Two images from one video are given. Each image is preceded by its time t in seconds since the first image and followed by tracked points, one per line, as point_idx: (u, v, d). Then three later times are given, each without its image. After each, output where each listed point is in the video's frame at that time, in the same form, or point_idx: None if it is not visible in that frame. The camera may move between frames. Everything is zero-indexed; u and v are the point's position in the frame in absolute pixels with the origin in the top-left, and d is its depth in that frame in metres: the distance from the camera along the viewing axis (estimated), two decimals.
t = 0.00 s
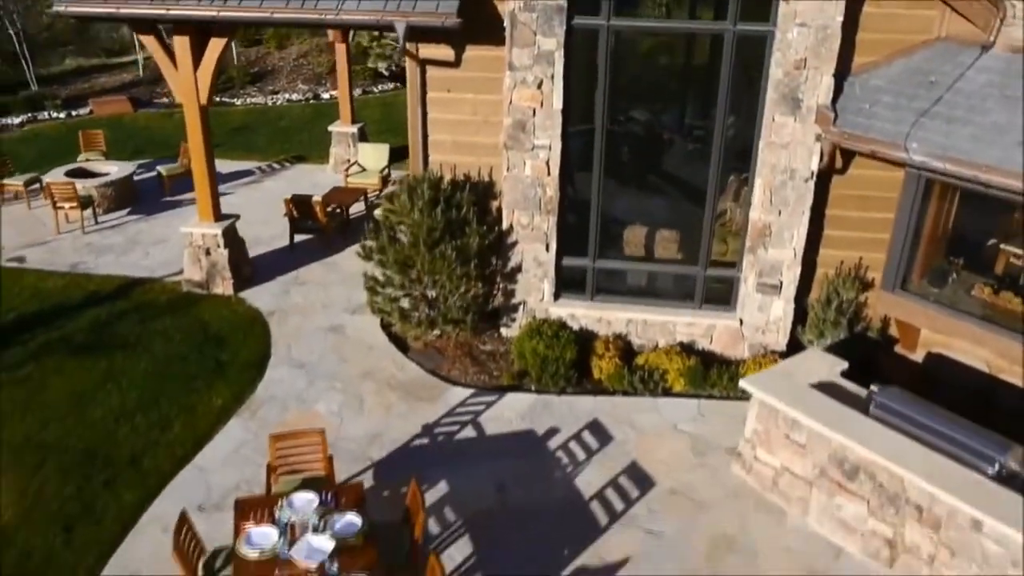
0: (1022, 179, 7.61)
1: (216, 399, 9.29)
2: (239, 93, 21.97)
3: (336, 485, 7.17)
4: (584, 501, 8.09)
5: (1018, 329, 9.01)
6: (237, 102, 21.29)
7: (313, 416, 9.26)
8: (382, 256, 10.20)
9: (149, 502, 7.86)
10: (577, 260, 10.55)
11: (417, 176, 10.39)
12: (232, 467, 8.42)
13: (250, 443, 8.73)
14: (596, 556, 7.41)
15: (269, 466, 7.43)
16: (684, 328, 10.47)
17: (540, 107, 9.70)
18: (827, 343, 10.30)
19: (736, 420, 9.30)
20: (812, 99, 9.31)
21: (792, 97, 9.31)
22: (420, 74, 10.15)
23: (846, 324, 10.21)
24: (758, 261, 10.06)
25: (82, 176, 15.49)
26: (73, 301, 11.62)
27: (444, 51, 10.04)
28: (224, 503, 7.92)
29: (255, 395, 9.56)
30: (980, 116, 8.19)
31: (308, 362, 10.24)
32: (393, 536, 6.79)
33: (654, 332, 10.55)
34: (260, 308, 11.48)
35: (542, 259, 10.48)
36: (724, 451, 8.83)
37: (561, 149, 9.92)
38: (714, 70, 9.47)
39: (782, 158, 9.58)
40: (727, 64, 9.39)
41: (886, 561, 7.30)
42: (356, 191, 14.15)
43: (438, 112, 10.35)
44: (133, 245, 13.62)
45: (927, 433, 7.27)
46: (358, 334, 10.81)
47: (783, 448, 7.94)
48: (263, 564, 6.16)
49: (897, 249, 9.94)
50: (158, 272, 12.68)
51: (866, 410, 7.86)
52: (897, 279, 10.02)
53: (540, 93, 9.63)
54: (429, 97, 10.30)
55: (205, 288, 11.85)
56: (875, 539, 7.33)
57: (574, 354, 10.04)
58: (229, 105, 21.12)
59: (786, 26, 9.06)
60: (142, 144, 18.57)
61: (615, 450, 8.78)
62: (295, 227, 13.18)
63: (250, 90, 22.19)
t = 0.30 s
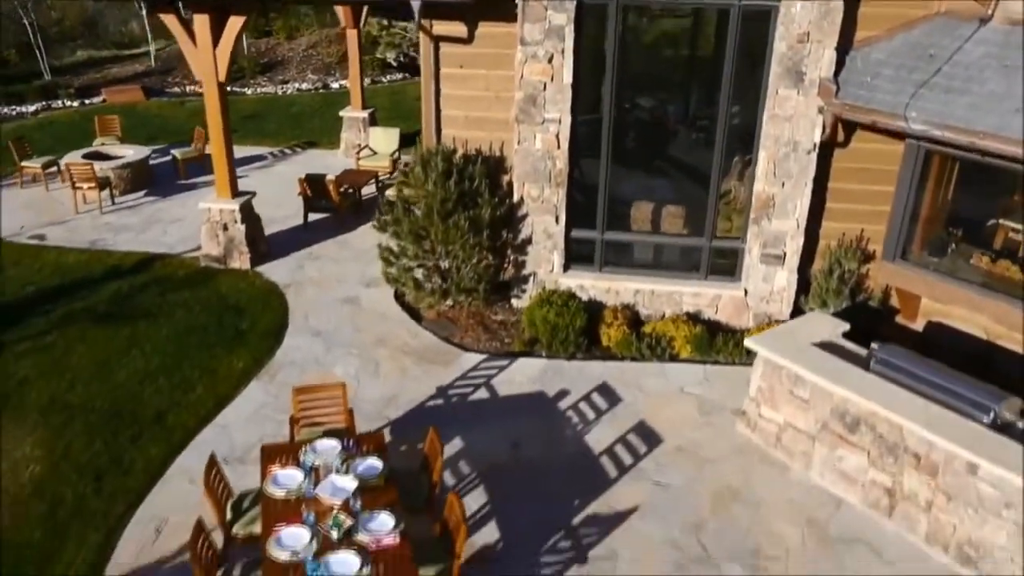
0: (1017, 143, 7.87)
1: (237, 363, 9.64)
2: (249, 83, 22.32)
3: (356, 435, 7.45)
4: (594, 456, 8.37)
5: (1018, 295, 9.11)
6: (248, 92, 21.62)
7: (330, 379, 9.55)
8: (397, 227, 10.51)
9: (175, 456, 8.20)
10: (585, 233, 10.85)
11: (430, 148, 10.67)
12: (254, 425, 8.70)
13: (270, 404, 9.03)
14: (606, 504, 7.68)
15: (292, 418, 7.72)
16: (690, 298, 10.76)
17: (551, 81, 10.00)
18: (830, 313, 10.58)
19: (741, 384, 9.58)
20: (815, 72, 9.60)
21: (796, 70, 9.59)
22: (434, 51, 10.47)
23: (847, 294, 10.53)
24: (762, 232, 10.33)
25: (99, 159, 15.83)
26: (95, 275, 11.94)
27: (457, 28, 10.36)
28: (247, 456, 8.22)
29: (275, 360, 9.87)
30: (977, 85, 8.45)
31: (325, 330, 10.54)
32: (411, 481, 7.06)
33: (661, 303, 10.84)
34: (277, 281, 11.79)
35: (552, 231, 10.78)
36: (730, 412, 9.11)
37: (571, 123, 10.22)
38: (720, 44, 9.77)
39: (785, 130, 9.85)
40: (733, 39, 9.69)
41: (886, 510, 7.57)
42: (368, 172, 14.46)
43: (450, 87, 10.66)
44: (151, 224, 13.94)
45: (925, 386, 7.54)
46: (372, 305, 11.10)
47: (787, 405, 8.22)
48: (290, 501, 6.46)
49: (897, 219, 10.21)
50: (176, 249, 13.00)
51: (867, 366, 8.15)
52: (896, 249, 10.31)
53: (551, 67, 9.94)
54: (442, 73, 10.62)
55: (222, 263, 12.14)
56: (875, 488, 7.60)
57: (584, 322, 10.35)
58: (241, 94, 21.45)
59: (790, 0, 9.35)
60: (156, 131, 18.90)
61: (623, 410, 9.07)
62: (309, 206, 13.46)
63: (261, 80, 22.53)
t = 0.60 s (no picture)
0: (1012, 116, 8.12)
1: (255, 337, 9.93)
2: (258, 78, 22.64)
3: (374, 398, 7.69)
4: (603, 422, 8.63)
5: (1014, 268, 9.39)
6: (257, 86, 21.93)
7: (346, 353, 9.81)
8: (410, 207, 10.80)
9: (198, 421, 8.48)
10: (593, 213, 11.12)
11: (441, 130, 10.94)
12: (274, 395, 8.97)
13: (288, 374, 9.30)
14: (616, 466, 7.94)
15: (311, 383, 7.96)
16: (696, 277, 11.02)
17: (560, 64, 10.28)
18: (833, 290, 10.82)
19: (746, 357, 9.83)
20: (817, 53, 9.83)
21: (798, 51, 9.84)
22: (446, 35, 10.75)
23: (850, 271, 10.73)
24: (766, 211, 10.59)
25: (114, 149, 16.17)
26: (114, 257, 12.24)
27: (468, 13, 10.67)
28: (267, 422, 8.48)
29: (291, 334, 10.14)
30: (974, 64, 8.72)
31: (339, 308, 10.80)
32: (429, 440, 7.31)
33: (668, 282, 11.10)
34: (291, 262, 12.07)
35: (561, 211, 11.04)
36: (735, 382, 9.36)
37: (580, 105, 10.50)
38: (724, 27, 10.05)
39: (789, 111, 10.11)
40: (737, 21, 9.97)
41: (888, 471, 7.81)
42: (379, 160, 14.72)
43: (461, 71, 10.93)
44: (166, 210, 14.24)
45: (925, 351, 7.79)
46: (385, 285, 11.37)
47: (791, 372, 8.47)
48: (314, 455, 6.71)
49: (897, 199, 10.45)
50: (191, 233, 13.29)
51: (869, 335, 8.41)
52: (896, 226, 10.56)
53: (560, 50, 10.22)
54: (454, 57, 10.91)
55: (238, 246, 12.42)
56: (877, 450, 7.85)
57: (592, 299, 10.61)
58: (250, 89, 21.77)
59: None
60: (168, 123, 19.22)
61: (632, 380, 9.33)
62: (322, 191, 13.71)
63: (270, 75, 22.85)
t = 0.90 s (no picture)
0: (1011, 93, 8.23)
1: (280, 315, 10.29)
2: (272, 80, 23.12)
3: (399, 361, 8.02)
4: (618, 389, 8.95)
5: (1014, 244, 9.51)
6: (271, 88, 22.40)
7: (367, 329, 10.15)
8: (429, 190, 11.23)
9: (228, 389, 8.82)
10: (605, 197, 11.48)
11: (459, 115, 11.34)
12: (299, 367, 9.30)
13: (313, 348, 9.62)
14: (632, 428, 8.25)
15: (338, 350, 8.26)
16: (706, 258, 11.36)
17: (573, 50, 10.67)
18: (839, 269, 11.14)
19: (755, 331, 10.16)
20: (821, 38, 10.15)
21: (803, 37, 10.22)
22: (462, 25, 11.12)
23: (855, 251, 11.01)
24: (773, 193, 10.93)
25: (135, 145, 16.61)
26: (139, 244, 12.62)
27: (483, 4, 10.98)
28: (294, 389, 8.80)
29: (315, 312, 10.48)
30: (975, 45, 8.81)
31: (360, 288, 11.14)
32: (453, 399, 7.62)
33: (678, 263, 11.43)
34: (312, 247, 12.43)
35: (574, 194, 11.39)
36: (745, 354, 9.67)
37: (591, 90, 10.88)
38: (731, 14, 10.43)
39: (794, 95, 10.47)
40: (743, 9, 10.35)
41: (894, 433, 8.07)
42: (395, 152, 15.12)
43: (477, 60, 11.29)
44: (187, 201, 14.64)
45: (930, 314, 8.07)
46: (403, 267, 11.71)
47: (799, 340, 8.78)
48: (345, 410, 7.03)
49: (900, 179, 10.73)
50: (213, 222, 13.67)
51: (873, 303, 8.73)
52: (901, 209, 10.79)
53: (573, 37, 10.61)
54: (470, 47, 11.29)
55: (260, 233, 12.84)
56: (883, 412, 8.12)
57: (605, 278, 10.96)
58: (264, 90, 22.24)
59: None
60: (186, 121, 19.69)
61: (645, 353, 9.65)
62: (339, 181, 14.11)
63: (283, 77, 23.33)
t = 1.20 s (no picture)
0: (1011, 79, 8.47)
1: (303, 298, 10.59)
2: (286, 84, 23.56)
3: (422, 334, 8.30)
4: (633, 366, 9.23)
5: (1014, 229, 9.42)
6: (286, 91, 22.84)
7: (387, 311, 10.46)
8: (446, 179, 11.56)
9: (256, 364, 9.13)
10: (618, 186, 11.80)
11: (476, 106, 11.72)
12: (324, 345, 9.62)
13: (336, 328, 9.93)
14: (647, 401, 8.53)
15: (363, 324, 8.54)
16: (716, 246, 11.65)
17: (587, 43, 11.04)
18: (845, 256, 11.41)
19: (765, 313, 10.45)
20: (827, 30, 10.57)
21: (810, 28, 10.59)
22: (479, 20, 11.47)
23: (861, 238, 11.25)
24: (781, 181, 11.25)
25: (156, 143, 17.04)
26: (163, 234, 12.98)
27: None
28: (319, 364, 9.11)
29: (336, 296, 10.80)
30: (975, 33, 9.01)
31: (379, 274, 11.46)
32: (475, 369, 7.89)
33: (688, 251, 11.73)
34: (331, 237, 12.76)
35: (587, 183, 11.72)
36: (756, 335, 9.95)
37: (605, 82, 11.23)
38: (740, 7, 10.79)
39: (801, 85, 10.81)
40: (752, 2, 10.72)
41: (901, 404, 8.34)
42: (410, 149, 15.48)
43: (492, 54, 11.63)
44: (208, 196, 15.01)
45: (936, 292, 8.28)
46: (421, 255, 12.03)
47: (808, 318, 9.06)
48: (372, 374, 7.34)
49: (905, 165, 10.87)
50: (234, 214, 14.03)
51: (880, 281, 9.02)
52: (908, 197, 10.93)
53: (587, 30, 10.98)
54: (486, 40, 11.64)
55: (279, 224, 13.16)
56: (891, 385, 8.38)
57: (618, 264, 11.26)
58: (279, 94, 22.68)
59: None
60: (204, 121, 20.12)
61: (659, 333, 9.94)
62: (356, 176, 14.45)
63: (297, 82, 23.77)
